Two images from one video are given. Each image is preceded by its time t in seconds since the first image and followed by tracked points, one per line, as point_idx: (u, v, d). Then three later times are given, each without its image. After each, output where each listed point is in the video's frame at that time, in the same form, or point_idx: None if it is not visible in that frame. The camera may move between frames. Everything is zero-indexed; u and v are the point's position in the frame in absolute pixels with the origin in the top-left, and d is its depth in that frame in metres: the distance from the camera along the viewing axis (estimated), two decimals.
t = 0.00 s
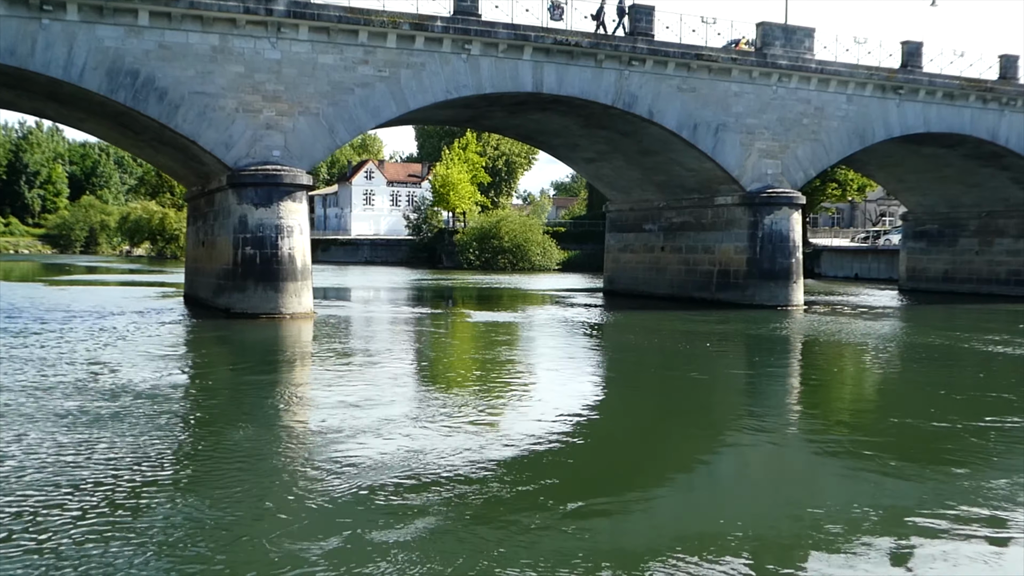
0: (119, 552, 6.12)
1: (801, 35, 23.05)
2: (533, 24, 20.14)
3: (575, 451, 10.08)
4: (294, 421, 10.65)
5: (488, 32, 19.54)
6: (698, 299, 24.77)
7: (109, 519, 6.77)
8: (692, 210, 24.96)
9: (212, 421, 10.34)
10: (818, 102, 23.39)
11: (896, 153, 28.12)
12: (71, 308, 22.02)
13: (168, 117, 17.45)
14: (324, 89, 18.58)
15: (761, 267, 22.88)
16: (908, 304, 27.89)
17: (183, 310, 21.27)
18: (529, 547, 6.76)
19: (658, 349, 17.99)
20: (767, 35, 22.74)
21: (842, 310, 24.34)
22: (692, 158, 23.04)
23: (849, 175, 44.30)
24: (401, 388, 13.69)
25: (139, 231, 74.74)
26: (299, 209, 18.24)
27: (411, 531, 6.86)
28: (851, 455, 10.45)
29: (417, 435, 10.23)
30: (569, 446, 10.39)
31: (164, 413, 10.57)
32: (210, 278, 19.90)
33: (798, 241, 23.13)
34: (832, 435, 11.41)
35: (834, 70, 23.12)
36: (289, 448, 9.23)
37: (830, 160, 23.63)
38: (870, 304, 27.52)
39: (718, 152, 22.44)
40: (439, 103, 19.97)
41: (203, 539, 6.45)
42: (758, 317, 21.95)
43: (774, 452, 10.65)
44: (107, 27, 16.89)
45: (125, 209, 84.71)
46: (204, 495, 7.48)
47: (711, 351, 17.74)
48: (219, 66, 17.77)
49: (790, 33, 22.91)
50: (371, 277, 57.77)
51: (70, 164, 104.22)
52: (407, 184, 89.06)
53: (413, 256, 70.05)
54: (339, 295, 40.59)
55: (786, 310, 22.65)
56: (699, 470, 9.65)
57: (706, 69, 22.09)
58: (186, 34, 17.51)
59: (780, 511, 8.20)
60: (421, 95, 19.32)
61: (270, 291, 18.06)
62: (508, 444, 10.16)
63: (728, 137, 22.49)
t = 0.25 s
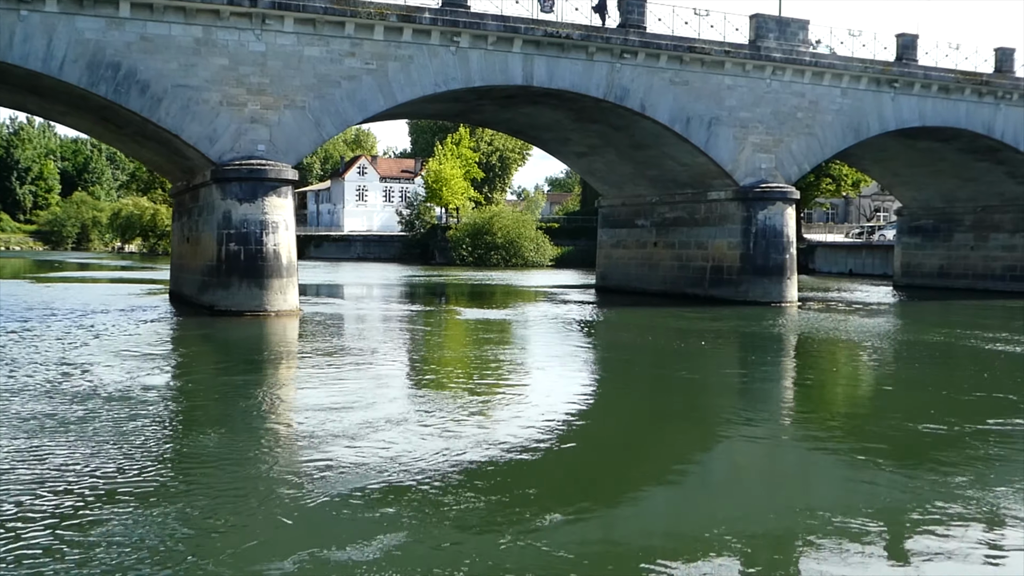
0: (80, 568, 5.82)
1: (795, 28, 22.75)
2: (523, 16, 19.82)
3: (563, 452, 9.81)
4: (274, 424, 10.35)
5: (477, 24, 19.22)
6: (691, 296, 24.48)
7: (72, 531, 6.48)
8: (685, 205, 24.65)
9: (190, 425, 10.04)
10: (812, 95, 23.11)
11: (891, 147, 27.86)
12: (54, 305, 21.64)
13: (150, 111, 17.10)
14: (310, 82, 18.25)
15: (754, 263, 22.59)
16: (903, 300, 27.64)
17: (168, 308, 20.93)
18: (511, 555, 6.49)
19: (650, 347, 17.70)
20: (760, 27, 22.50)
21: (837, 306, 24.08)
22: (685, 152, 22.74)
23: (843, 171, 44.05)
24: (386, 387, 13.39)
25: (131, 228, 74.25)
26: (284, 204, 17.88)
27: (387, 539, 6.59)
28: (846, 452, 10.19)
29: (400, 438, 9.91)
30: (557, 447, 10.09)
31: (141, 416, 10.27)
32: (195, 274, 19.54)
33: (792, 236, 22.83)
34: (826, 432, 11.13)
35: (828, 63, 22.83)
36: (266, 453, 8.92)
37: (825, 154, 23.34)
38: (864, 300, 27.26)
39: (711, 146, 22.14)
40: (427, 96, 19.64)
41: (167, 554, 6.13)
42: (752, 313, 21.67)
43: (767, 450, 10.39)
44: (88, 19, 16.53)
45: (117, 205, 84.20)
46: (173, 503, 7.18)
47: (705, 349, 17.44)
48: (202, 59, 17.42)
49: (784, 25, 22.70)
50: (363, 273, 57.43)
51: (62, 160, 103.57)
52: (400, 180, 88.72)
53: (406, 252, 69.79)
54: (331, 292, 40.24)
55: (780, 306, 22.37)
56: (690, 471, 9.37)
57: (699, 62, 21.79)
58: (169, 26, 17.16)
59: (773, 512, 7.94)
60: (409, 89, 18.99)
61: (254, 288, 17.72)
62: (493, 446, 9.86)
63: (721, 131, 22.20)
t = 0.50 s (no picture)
0: None
1: (794, 21, 22.42)
2: (518, 9, 19.52)
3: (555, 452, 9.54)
4: (259, 425, 10.08)
5: (471, 16, 18.91)
6: (688, 292, 24.19)
7: (35, 543, 6.21)
8: (682, 201, 24.36)
9: (172, 427, 9.76)
10: (811, 89, 22.80)
11: (891, 143, 27.57)
12: (42, 302, 21.35)
13: (137, 104, 16.80)
14: (300, 76, 17.94)
15: (752, 259, 22.30)
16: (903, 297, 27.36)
17: (159, 305, 20.65)
18: (494, 563, 6.23)
19: (647, 346, 17.41)
20: (758, 21, 22.12)
21: (836, 304, 23.79)
22: (682, 148, 22.44)
23: (842, 167, 43.75)
24: (377, 386, 13.12)
25: (128, 224, 73.96)
26: (273, 199, 17.57)
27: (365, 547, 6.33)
28: (845, 451, 9.92)
29: (388, 438, 9.63)
30: (550, 447, 9.81)
31: (120, 419, 10.00)
32: (184, 271, 19.25)
33: (791, 232, 22.52)
34: (825, 431, 10.86)
35: (827, 57, 22.53)
36: (247, 457, 8.64)
37: (824, 149, 23.05)
38: (864, 298, 26.98)
39: (709, 141, 21.85)
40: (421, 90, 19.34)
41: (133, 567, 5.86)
42: (750, 311, 21.38)
43: (765, 449, 10.12)
44: (73, 11, 16.23)
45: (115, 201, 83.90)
46: (147, 513, 6.93)
47: (703, 348, 17.15)
48: (190, 52, 17.12)
49: (782, 18, 22.25)
50: (360, 270, 57.17)
51: (60, 156, 103.21)
52: (398, 176, 88.42)
53: (404, 248, 69.52)
54: (328, 289, 39.96)
55: (778, 303, 22.09)
56: (684, 470, 9.11)
57: (696, 56, 21.49)
58: (156, 18, 16.85)
59: (770, 513, 7.67)
60: (401, 82, 18.69)
61: (244, 285, 17.42)
62: (483, 446, 9.58)
63: (718, 126, 21.90)
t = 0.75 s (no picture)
0: None
1: (792, 13, 22.13)
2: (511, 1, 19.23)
3: (547, 451, 9.29)
4: (241, 424, 9.80)
5: (463, 9, 18.62)
6: (685, 289, 23.91)
7: None
8: (679, 195, 24.07)
9: (151, 425, 9.49)
10: (809, 82, 22.52)
11: (890, 137, 27.29)
12: (30, 299, 21.05)
13: (123, 98, 16.50)
14: (290, 69, 17.64)
15: (750, 255, 22.02)
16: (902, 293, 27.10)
17: (148, 301, 20.36)
18: (477, 567, 5.99)
19: (643, 344, 17.13)
20: (755, 13, 21.83)
21: (835, 300, 23.51)
22: (679, 142, 22.16)
23: (841, 161, 43.48)
24: (367, 382, 12.84)
25: (124, 220, 73.67)
26: (262, 194, 17.25)
27: (339, 551, 6.06)
28: (844, 449, 9.68)
29: (374, 438, 9.34)
30: (540, 447, 9.53)
31: (97, 416, 9.74)
32: (173, 268, 18.95)
33: (789, 228, 22.23)
34: (824, 430, 10.62)
35: (825, 50, 22.25)
36: (226, 456, 8.36)
37: (822, 143, 22.76)
38: (863, 294, 26.71)
39: (705, 135, 21.56)
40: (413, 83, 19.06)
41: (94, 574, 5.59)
42: (748, 308, 21.11)
43: (764, 446, 9.89)
44: (56, 3, 15.93)
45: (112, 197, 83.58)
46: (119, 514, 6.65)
47: (700, 346, 16.87)
48: (177, 45, 16.82)
49: (779, 10, 21.99)
50: (356, 266, 56.93)
51: (56, 152, 102.80)
52: (395, 172, 88.16)
53: (400, 244, 69.29)
54: (325, 284, 39.72)
55: (776, 299, 21.82)
56: (678, 469, 8.84)
57: (693, 48, 21.20)
58: (142, 10, 16.55)
59: (766, 512, 7.45)
60: (393, 76, 18.40)
61: (232, 281, 17.12)
62: (472, 445, 9.31)
63: (715, 119, 21.62)
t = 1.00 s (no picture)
0: None
1: (791, 5, 21.84)
2: None
3: (540, 450, 9.03)
4: (226, 422, 9.55)
5: (457, 1, 18.35)
6: (683, 285, 23.62)
7: None
8: (677, 190, 23.78)
9: (131, 426, 9.23)
10: (809, 76, 22.23)
11: (890, 131, 27.01)
12: (19, 296, 20.77)
13: (110, 92, 16.22)
14: (280, 63, 17.37)
15: (748, 250, 21.74)
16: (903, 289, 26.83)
17: (139, 298, 20.09)
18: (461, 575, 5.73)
19: (641, 342, 16.84)
20: (754, 5, 21.51)
21: (834, 296, 23.24)
22: (676, 136, 21.87)
23: (841, 156, 43.19)
24: (358, 379, 12.59)
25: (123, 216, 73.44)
26: (252, 190, 16.95)
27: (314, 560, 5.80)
28: (844, 449, 9.44)
29: (361, 436, 9.08)
30: (532, 444, 9.26)
31: (75, 418, 9.49)
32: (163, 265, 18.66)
33: (789, 223, 21.96)
34: (824, 429, 10.38)
35: (825, 43, 21.96)
36: (206, 458, 8.09)
37: (821, 138, 22.48)
38: (863, 290, 26.45)
39: (703, 129, 21.28)
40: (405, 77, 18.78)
41: None
42: (746, 304, 20.83)
43: (763, 446, 9.64)
44: None
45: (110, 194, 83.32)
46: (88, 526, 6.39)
47: (698, 344, 16.58)
48: (165, 38, 16.54)
49: (778, 2, 21.69)
50: (354, 262, 56.70)
51: (55, 148, 102.51)
52: (394, 168, 88.01)
53: (399, 240, 69.10)
54: (323, 281, 39.55)
55: (775, 296, 21.54)
56: (674, 469, 8.57)
57: (690, 41, 20.92)
58: (128, 3, 16.27)
59: (765, 513, 7.21)
60: (385, 69, 18.13)
61: (222, 279, 16.82)
62: (463, 443, 9.05)
63: (713, 113, 21.33)
